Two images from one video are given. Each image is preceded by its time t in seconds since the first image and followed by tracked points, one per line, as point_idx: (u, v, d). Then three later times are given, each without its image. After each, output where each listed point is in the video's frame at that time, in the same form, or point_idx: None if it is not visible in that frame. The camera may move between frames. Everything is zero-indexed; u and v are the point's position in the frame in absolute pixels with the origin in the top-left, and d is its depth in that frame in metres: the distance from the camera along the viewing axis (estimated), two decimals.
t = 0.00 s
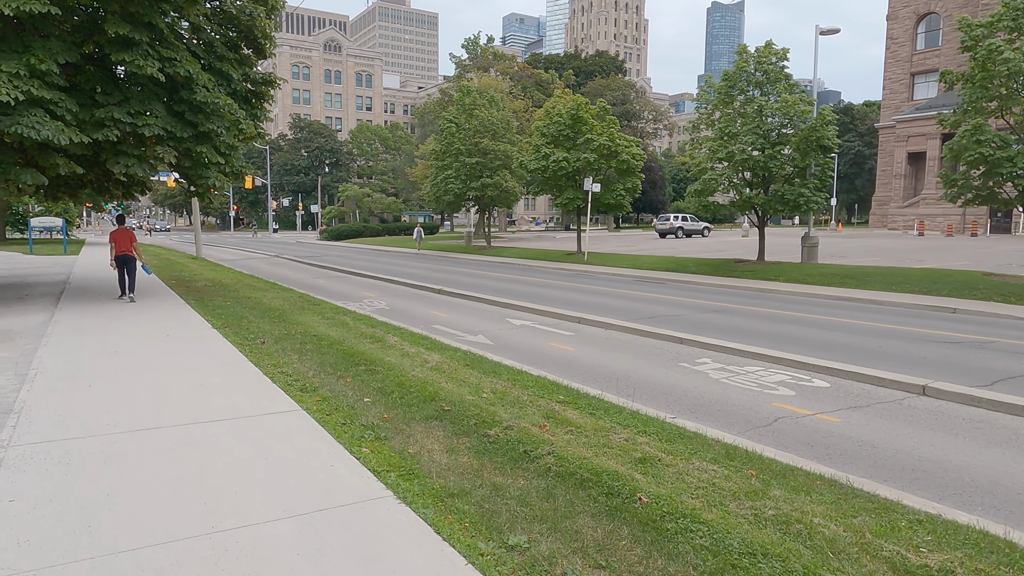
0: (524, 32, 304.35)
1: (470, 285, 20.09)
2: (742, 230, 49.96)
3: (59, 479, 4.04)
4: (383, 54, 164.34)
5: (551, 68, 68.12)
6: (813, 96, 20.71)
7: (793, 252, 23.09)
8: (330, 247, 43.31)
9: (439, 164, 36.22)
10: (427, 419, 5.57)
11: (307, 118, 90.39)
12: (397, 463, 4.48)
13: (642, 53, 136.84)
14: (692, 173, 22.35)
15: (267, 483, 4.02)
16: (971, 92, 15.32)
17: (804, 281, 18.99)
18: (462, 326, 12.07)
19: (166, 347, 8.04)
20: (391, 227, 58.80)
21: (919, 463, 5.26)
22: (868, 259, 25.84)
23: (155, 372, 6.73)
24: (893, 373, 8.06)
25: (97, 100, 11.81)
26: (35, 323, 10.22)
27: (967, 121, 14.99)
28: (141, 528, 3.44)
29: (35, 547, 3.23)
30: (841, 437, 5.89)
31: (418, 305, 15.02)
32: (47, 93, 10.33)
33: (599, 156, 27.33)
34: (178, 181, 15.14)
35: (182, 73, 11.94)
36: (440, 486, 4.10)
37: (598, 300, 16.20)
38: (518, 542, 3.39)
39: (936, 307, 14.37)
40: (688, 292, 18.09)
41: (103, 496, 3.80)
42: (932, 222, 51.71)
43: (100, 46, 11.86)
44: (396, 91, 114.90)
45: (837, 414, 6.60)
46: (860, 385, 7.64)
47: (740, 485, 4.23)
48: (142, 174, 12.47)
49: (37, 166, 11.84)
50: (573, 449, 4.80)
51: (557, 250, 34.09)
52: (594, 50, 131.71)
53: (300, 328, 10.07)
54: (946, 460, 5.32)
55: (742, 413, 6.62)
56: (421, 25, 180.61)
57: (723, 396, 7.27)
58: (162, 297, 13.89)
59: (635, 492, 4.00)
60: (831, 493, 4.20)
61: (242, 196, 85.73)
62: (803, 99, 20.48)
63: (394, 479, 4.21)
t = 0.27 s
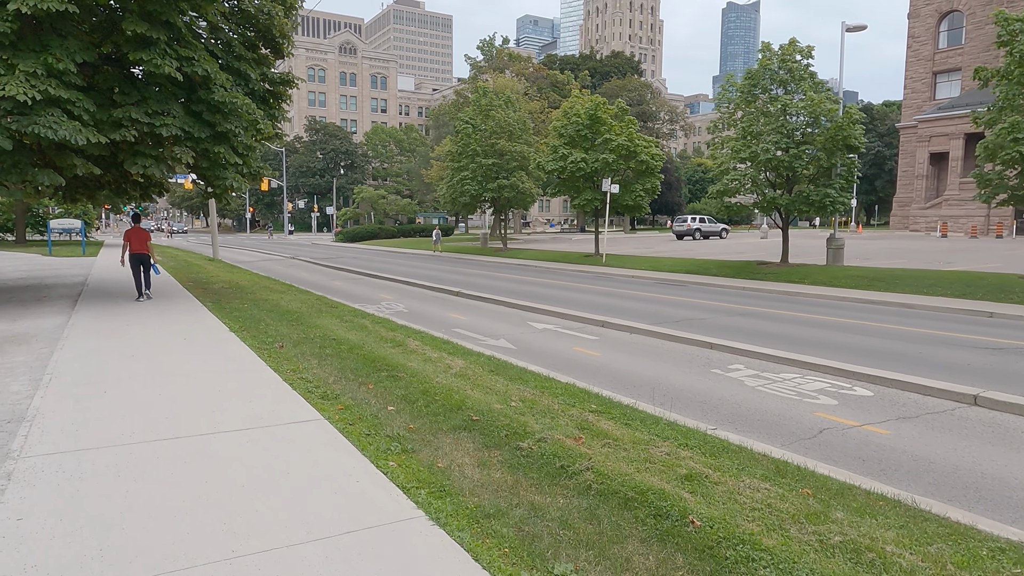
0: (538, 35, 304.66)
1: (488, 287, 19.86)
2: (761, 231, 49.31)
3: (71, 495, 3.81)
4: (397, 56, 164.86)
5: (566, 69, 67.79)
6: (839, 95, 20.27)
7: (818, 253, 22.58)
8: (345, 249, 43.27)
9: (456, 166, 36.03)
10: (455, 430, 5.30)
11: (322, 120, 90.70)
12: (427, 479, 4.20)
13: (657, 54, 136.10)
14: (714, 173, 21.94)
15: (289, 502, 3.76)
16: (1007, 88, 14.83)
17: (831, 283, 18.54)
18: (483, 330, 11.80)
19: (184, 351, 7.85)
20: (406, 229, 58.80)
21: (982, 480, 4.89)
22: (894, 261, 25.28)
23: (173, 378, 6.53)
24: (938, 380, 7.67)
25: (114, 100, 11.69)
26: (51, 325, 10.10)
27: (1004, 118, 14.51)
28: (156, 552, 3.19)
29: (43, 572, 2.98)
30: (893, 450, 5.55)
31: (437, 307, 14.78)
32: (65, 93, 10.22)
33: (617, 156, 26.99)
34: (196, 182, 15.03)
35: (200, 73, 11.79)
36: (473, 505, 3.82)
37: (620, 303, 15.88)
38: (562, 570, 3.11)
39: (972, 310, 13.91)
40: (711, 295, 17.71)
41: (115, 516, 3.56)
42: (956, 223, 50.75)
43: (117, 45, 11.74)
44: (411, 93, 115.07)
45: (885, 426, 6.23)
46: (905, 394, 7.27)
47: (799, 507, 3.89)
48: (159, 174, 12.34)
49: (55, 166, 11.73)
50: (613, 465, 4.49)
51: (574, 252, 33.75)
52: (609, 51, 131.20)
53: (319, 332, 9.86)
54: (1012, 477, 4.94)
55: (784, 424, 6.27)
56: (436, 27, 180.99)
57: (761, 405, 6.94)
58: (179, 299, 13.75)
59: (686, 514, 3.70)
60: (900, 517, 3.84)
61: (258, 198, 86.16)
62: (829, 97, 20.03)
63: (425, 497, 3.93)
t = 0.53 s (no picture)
0: (550, 34, 303.94)
1: (504, 287, 19.61)
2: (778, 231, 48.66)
3: (79, 515, 3.56)
4: (410, 55, 164.93)
5: (580, 68, 67.36)
6: (864, 92, 19.79)
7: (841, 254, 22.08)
8: (359, 249, 43.16)
9: (470, 165, 35.79)
10: (482, 442, 5.02)
11: (336, 120, 90.82)
12: (457, 498, 3.92)
13: (670, 53, 135.16)
14: (734, 172, 21.51)
15: (309, 526, 3.49)
16: None
17: (856, 285, 18.09)
18: (502, 332, 11.52)
19: (199, 355, 7.63)
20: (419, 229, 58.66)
21: None
22: (918, 262, 24.69)
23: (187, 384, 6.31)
24: (984, 389, 7.30)
25: (129, 98, 11.52)
26: (65, 327, 9.95)
27: None
28: None
29: None
30: (948, 467, 5.20)
31: (453, 309, 14.53)
32: (78, 90, 10.05)
33: (635, 155, 26.65)
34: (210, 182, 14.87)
35: (215, 70, 11.59)
36: (509, 530, 3.54)
37: (640, 305, 15.55)
38: None
39: (1006, 313, 13.45)
40: (732, 297, 17.32)
41: (125, 540, 3.31)
42: (978, 223, 49.82)
43: (132, 42, 11.58)
44: (424, 93, 115.00)
45: (935, 439, 5.88)
46: (951, 404, 6.90)
47: (863, 534, 3.57)
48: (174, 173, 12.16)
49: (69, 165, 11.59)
50: (654, 484, 4.20)
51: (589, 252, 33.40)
52: (622, 50, 130.37)
53: (335, 334, 9.63)
54: None
55: (827, 436, 5.94)
56: (448, 26, 180.97)
57: (800, 415, 6.60)
58: (194, 299, 13.61)
59: (742, 542, 3.39)
60: (973, 546, 3.51)
61: (272, 198, 86.44)
62: (854, 94, 19.55)
63: (456, 520, 3.64)
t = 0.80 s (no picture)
0: (558, 27, 302.53)
1: (516, 282, 19.35)
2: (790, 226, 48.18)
3: (88, 531, 3.32)
4: (417, 49, 164.42)
5: (589, 61, 66.79)
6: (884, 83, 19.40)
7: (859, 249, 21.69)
8: (367, 243, 42.98)
9: (479, 158, 35.51)
10: (511, 449, 4.76)
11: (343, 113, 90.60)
12: (490, 512, 3.67)
13: (679, 45, 134.15)
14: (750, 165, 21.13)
15: (335, 546, 3.24)
16: None
17: (875, 281, 17.73)
18: (518, 329, 11.25)
19: (211, 355, 7.40)
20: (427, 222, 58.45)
21: None
22: (936, 257, 24.27)
23: (200, 385, 6.08)
24: None
25: (137, 89, 11.30)
26: (74, 322, 9.77)
27: None
28: None
29: None
30: (1003, 476, 4.91)
31: (466, 304, 14.27)
32: (87, 81, 9.81)
33: (648, 148, 26.34)
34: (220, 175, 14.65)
35: (225, 60, 11.35)
36: (549, 549, 3.28)
37: (656, 300, 15.28)
38: None
39: None
40: (749, 292, 17.01)
41: (137, 561, 3.07)
42: (993, 217, 49.18)
43: (140, 31, 11.34)
44: (431, 86, 114.49)
45: (983, 445, 5.59)
46: (993, 406, 6.61)
47: (932, 556, 3.29)
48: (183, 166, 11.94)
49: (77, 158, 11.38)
50: (699, 496, 3.93)
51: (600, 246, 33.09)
52: (631, 43, 129.44)
53: (349, 331, 9.40)
54: None
55: (869, 441, 5.66)
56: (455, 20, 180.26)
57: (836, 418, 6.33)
58: (204, 294, 13.42)
59: (803, 565, 3.14)
60: None
61: (280, 191, 86.42)
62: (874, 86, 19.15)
63: (491, 537, 3.39)
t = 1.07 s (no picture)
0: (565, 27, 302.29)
1: (529, 284, 19.08)
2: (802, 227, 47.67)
3: (98, 558, 3.07)
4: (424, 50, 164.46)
5: (598, 61, 66.45)
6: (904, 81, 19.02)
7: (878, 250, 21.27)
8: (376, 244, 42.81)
9: (490, 158, 35.27)
10: (544, 463, 4.49)
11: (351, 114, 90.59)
12: (529, 537, 3.40)
13: (688, 45, 133.53)
14: (767, 165, 20.79)
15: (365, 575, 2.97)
16: None
17: (896, 282, 17.36)
18: (536, 333, 10.97)
19: (223, 360, 7.16)
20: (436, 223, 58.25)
21: None
22: (955, 258, 23.82)
23: (214, 393, 5.84)
24: None
25: (148, 87, 11.10)
26: (84, 325, 9.59)
27: None
28: None
29: None
30: None
31: (481, 307, 14.01)
32: (97, 79, 9.61)
33: (661, 148, 26.05)
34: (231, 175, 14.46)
35: (237, 58, 11.15)
36: None
37: (674, 303, 14.97)
38: None
39: None
40: (768, 294, 16.68)
41: None
42: (1008, 218, 48.49)
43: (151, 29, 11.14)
44: (439, 87, 114.36)
45: None
46: None
47: None
48: (194, 166, 11.74)
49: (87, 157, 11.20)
50: (753, 519, 3.64)
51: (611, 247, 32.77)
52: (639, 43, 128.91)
53: (364, 335, 9.15)
54: None
55: (918, 454, 5.35)
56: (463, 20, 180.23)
57: (879, 428, 6.03)
58: (215, 296, 13.22)
59: None
60: None
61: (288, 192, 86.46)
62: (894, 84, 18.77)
63: (533, 565, 3.11)
